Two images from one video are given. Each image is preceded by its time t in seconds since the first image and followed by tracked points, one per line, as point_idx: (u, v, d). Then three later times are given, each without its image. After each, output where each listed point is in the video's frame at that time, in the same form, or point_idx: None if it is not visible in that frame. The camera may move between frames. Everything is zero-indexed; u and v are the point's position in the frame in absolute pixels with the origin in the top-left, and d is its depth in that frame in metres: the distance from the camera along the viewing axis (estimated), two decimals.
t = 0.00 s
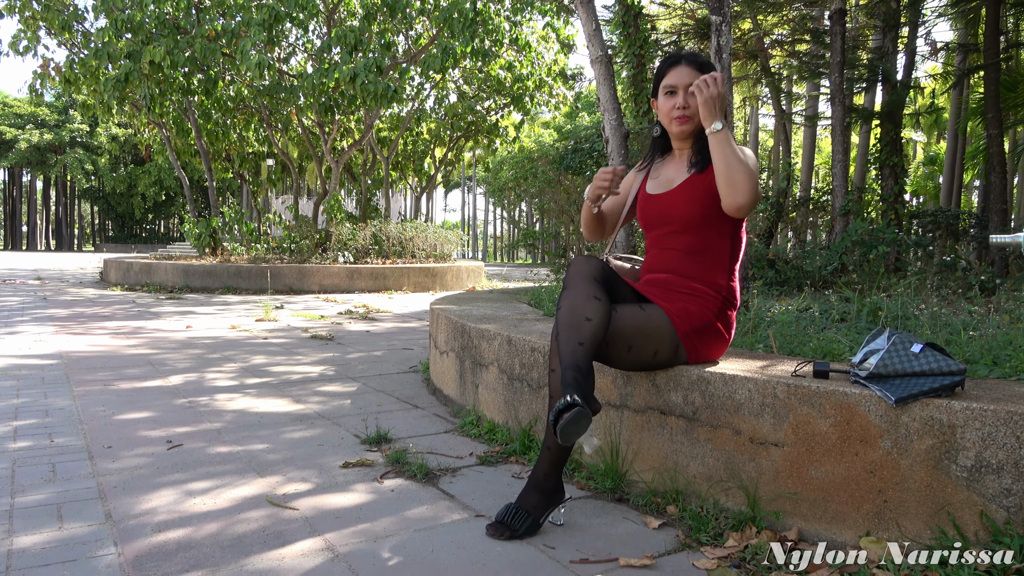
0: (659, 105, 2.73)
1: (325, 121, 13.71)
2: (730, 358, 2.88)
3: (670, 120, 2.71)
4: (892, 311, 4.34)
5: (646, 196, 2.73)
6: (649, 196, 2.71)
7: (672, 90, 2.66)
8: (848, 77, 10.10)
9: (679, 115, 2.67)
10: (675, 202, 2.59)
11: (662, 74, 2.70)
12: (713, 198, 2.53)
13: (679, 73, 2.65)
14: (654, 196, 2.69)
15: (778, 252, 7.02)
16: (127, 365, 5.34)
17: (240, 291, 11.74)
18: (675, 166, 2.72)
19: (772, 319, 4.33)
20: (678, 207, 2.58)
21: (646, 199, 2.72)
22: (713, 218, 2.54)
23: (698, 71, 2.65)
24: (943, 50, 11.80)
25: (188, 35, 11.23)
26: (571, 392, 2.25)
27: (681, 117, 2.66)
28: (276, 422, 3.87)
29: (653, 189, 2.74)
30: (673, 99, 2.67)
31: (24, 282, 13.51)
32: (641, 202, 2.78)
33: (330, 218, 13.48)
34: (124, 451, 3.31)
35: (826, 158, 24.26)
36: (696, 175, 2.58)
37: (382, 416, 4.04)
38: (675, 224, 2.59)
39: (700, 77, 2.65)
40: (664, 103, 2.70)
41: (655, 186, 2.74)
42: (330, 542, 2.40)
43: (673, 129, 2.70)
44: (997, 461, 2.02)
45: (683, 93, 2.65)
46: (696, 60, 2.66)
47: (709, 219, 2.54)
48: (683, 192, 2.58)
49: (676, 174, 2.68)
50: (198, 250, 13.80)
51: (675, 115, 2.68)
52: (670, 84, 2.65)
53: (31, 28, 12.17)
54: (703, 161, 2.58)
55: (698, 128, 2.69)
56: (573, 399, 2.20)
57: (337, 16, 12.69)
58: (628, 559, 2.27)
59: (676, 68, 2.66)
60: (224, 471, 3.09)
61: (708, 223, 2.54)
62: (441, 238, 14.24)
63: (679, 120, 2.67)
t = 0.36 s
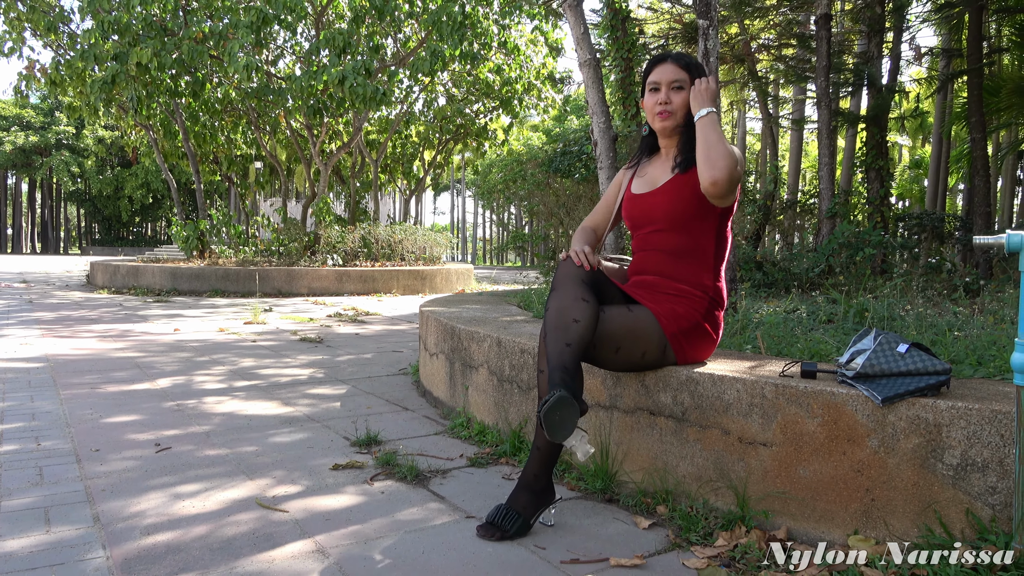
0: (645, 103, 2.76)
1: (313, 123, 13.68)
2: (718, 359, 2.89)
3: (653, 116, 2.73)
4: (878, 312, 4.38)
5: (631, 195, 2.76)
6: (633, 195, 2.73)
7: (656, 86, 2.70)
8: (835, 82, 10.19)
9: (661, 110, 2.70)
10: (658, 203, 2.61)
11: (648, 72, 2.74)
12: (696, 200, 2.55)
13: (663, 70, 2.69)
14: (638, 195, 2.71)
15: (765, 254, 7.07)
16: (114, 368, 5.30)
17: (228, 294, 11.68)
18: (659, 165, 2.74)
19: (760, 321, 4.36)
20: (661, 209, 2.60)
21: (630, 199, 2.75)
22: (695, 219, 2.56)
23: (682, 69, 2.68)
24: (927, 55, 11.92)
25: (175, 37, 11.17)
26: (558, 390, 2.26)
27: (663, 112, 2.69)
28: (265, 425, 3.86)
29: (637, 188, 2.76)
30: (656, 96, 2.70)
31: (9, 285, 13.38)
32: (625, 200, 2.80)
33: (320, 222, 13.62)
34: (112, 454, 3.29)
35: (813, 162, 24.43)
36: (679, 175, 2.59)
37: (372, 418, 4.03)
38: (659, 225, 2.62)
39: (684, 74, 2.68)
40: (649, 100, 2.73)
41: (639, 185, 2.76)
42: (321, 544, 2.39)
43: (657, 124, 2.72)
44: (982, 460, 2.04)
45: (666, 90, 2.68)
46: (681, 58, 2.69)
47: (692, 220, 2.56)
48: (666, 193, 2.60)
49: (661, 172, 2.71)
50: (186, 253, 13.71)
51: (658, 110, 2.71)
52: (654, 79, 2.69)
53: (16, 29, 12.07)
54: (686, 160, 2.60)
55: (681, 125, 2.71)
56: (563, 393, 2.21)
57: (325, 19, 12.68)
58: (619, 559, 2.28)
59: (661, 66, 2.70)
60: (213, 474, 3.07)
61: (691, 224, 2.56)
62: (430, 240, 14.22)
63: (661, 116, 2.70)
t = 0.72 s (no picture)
0: (641, 97, 2.75)
1: (316, 122, 13.70)
2: (723, 356, 2.89)
3: (652, 108, 2.71)
4: (884, 308, 4.38)
5: (630, 196, 2.76)
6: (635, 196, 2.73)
7: (653, 78, 2.68)
8: (838, 77, 10.17)
9: (660, 101, 2.68)
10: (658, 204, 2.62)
11: (643, 66, 2.73)
12: (695, 200, 2.57)
13: (658, 62, 2.68)
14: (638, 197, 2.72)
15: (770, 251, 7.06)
16: (120, 366, 5.32)
17: (232, 292, 11.70)
18: (661, 162, 2.73)
19: (764, 317, 4.35)
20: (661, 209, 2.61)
21: (630, 200, 2.76)
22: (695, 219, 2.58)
23: (677, 59, 2.67)
24: (931, 50, 11.89)
25: (178, 36, 11.18)
26: (571, 385, 2.25)
27: (661, 102, 2.67)
28: (270, 423, 3.87)
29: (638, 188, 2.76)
30: (654, 87, 2.68)
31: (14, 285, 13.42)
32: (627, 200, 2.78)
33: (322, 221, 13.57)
34: (118, 452, 3.30)
35: (817, 158, 24.39)
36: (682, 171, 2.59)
37: (377, 416, 4.04)
38: (659, 226, 2.64)
39: (679, 65, 2.67)
40: (646, 93, 2.71)
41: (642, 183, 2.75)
42: (327, 540, 2.40)
43: (656, 116, 2.70)
44: (988, 455, 2.04)
45: (663, 80, 2.67)
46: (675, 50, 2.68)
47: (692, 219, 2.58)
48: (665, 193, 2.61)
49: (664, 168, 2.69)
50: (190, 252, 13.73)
51: (656, 101, 2.69)
52: (650, 72, 2.68)
53: (20, 29, 12.09)
54: (689, 156, 2.59)
55: (679, 116, 2.70)
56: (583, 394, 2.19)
57: (328, 17, 12.68)
58: (625, 555, 2.29)
59: (656, 59, 2.69)
60: (219, 471, 3.08)
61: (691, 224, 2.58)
62: (433, 239, 14.28)
63: (660, 106, 2.68)
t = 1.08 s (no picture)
0: (634, 95, 2.74)
1: (318, 121, 13.71)
2: (727, 352, 2.89)
3: (644, 107, 2.71)
4: (887, 303, 4.37)
5: (627, 195, 2.76)
6: (631, 195, 2.73)
7: (645, 76, 2.67)
8: (840, 74, 10.15)
9: (653, 100, 2.67)
10: (655, 203, 2.61)
11: (635, 64, 2.71)
12: (693, 200, 2.56)
13: (651, 60, 2.66)
14: (634, 196, 2.71)
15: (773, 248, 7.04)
16: (124, 366, 5.33)
17: (235, 292, 11.72)
18: (655, 161, 2.73)
19: (767, 313, 4.34)
20: (658, 209, 2.61)
21: (626, 199, 2.75)
22: (693, 217, 2.57)
23: (670, 57, 2.65)
24: (934, 45, 11.85)
25: (181, 36, 11.19)
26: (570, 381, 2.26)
27: (654, 101, 2.67)
28: (274, 422, 3.87)
29: (634, 187, 2.75)
30: (646, 85, 2.67)
31: (18, 286, 13.46)
32: (623, 199, 2.78)
33: (326, 220, 13.41)
34: (123, 451, 3.31)
35: (819, 155, 24.35)
36: (678, 170, 2.58)
37: (380, 414, 4.04)
38: (657, 225, 2.64)
39: (672, 63, 2.65)
40: (638, 91, 2.71)
41: (636, 183, 2.75)
42: (331, 538, 2.40)
43: (648, 114, 2.70)
44: (992, 450, 2.04)
45: (656, 78, 2.66)
46: (668, 48, 2.66)
47: (690, 218, 2.57)
48: (662, 193, 2.60)
49: (658, 167, 2.70)
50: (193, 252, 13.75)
51: (649, 100, 2.68)
52: (642, 70, 2.66)
53: (22, 30, 12.12)
54: (681, 153, 2.59)
55: (673, 115, 2.69)
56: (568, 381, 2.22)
57: (329, 17, 12.68)
58: (629, 551, 2.29)
59: (648, 56, 2.67)
60: (223, 470, 3.08)
61: (690, 223, 2.58)
62: (435, 237, 14.32)
63: (653, 105, 2.68)
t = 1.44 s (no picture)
0: (627, 98, 2.74)
1: (320, 124, 13.72)
2: (729, 352, 2.89)
3: (638, 109, 2.71)
4: (889, 303, 4.36)
5: (625, 198, 2.76)
6: (629, 198, 2.73)
7: (637, 78, 2.68)
8: (841, 73, 10.15)
9: (646, 102, 2.68)
10: (653, 206, 2.62)
11: (625, 67, 2.72)
12: (692, 201, 2.55)
13: (640, 62, 2.67)
14: (633, 199, 2.71)
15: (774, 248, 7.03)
16: (127, 370, 5.34)
17: (238, 295, 11.73)
18: (652, 162, 2.74)
19: (770, 314, 4.34)
20: (657, 211, 2.61)
21: (625, 202, 2.76)
22: (692, 219, 2.57)
23: (659, 57, 2.66)
24: (935, 44, 11.84)
25: (182, 40, 11.20)
26: (574, 386, 2.25)
27: (648, 103, 2.67)
28: (278, 425, 3.88)
29: (632, 189, 2.75)
30: (638, 88, 2.68)
31: (21, 290, 13.47)
32: (622, 202, 2.78)
33: (327, 223, 13.25)
34: (127, 455, 3.32)
35: (821, 154, 24.34)
36: (675, 171, 2.58)
37: (384, 417, 4.04)
38: (655, 227, 2.64)
39: (662, 63, 2.66)
40: (631, 94, 2.71)
41: (634, 186, 2.75)
42: (336, 541, 2.41)
43: (643, 117, 2.71)
44: (997, 450, 2.03)
45: (648, 80, 2.66)
46: (656, 48, 2.67)
47: (688, 220, 2.57)
48: (660, 194, 2.60)
49: (655, 169, 2.70)
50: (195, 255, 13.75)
51: (643, 102, 2.68)
52: (633, 73, 2.67)
53: (24, 35, 12.14)
54: (677, 156, 2.59)
55: (668, 116, 2.70)
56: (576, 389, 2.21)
57: (330, 19, 12.70)
58: (633, 553, 2.29)
59: (637, 58, 2.68)
60: (227, 473, 3.09)
61: (689, 224, 2.57)
62: (437, 239, 14.33)
63: (647, 108, 2.68)
